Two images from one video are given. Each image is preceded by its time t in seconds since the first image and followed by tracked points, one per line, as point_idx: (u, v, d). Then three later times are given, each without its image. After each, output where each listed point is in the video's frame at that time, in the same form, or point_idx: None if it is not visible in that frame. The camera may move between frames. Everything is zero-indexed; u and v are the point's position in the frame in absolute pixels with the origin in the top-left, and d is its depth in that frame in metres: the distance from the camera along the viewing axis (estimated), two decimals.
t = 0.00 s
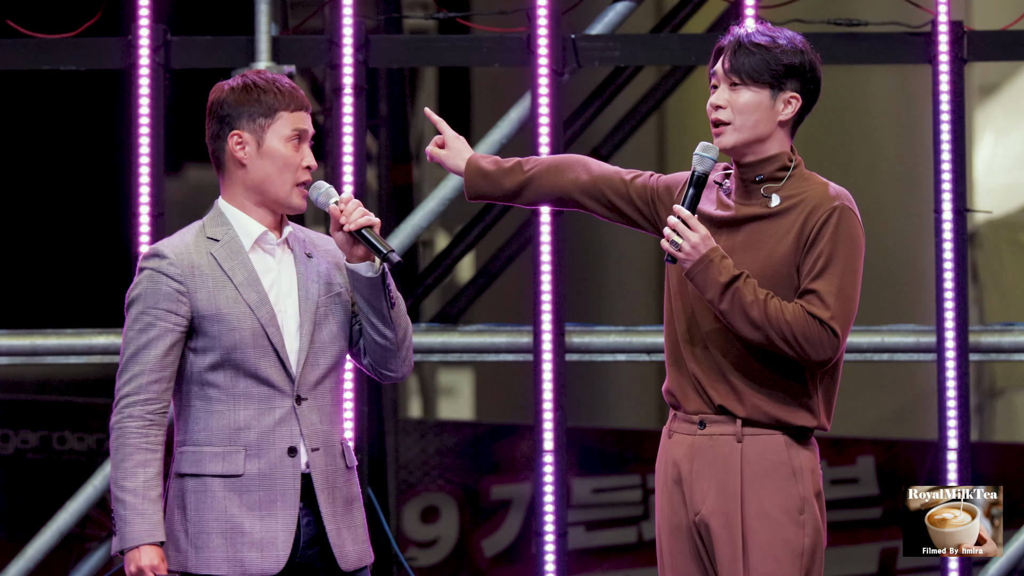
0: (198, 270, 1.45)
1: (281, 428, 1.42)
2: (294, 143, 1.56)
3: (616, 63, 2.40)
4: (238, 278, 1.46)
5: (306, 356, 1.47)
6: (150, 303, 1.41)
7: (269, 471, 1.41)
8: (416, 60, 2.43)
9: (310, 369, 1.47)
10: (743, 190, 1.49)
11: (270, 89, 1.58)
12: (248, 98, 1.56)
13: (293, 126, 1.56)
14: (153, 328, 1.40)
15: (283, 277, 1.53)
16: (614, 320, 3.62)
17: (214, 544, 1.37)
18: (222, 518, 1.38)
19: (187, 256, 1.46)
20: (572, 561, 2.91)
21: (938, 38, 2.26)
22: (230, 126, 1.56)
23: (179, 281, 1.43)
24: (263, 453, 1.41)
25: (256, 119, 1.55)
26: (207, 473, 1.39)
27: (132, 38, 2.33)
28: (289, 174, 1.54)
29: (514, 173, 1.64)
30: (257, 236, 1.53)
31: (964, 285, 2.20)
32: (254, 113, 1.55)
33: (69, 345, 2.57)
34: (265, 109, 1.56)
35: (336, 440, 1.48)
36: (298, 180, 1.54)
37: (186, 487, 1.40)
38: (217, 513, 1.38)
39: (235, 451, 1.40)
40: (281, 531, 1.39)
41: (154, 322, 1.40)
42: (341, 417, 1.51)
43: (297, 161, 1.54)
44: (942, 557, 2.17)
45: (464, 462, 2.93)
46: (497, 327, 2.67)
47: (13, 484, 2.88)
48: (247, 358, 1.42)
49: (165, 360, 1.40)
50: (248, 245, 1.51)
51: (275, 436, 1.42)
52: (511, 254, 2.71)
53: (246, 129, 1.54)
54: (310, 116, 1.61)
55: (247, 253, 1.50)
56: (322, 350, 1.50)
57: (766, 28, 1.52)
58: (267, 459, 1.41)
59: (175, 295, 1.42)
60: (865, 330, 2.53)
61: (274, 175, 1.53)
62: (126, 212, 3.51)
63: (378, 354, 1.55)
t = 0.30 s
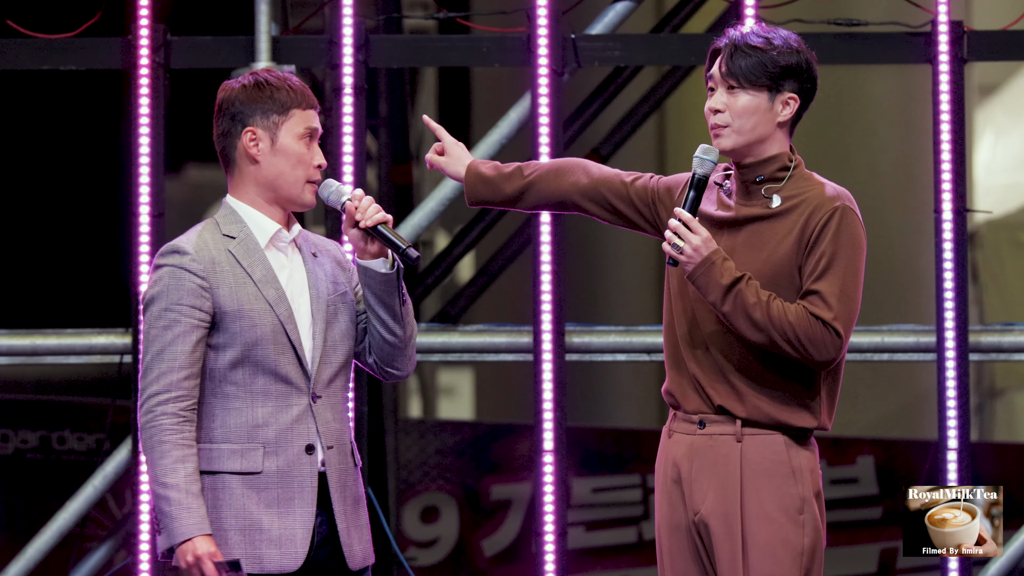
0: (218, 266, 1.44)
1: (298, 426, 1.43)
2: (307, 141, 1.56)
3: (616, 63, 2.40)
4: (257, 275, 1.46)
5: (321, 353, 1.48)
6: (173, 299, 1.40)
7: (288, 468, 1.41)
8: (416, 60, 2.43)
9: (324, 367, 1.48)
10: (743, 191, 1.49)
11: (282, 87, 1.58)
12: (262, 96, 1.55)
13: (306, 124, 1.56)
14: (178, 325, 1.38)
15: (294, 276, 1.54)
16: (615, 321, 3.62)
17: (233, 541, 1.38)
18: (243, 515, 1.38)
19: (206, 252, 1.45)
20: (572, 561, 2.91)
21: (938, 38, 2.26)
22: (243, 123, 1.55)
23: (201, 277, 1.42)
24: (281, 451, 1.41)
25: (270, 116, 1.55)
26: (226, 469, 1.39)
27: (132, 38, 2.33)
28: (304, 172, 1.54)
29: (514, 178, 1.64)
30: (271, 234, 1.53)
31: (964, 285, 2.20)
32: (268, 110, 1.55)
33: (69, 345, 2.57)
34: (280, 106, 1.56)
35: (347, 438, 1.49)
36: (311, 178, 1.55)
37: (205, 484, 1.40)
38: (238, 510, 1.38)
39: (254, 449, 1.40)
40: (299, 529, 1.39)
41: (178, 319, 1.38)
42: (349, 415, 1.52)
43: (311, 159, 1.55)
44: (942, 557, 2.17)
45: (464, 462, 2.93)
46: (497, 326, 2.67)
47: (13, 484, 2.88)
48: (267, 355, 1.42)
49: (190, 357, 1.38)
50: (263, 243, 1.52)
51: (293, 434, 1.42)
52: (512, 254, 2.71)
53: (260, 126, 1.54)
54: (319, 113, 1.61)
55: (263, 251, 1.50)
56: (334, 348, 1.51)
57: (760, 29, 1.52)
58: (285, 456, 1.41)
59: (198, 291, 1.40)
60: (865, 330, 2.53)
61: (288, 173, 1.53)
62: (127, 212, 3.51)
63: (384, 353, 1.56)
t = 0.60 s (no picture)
0: (241, 262, 1.45)
1: (320, 423, 1.43)
2: (329, 139, 1.55)
3: (615, 63, 2.40)
4: (280, 271, 1.46)
5: (344, 351, 1.47)
6: (197, 295, 1.40)
7: (309, 465, 1.41)
8: (415, 60, 2.43)
9: (347, 365, 1.47)
10: (739, 188, 1.49)
11: (305, 85, 1.57)
12: (284, 94, 1.55)
13: (328, 122, 1.55)
14: (201, 321, 1.39)
15: (318, 275, 1.53)
16: (614, 321, 3.62)
17: (255, 537, 1.39)
18: (264, 511, 1.39)
19: (229, 249, 1.45)
20: (572, 560, 2.91)
21: (938, 38, 2.25)
22: (265, 121, 1.55)
23: (224, 273, 1.42)
24: (302, 448, 1.41)
25: (292, 114, 1.54)
26: (247, 465, 1.40)
27: (132, 38, 2.33)
28: (326, 169, 1.54)
29: (515, 178, 1.64)
30: (294, 232, 1.53)
31: (964, 285, 2.20)
32: (290, 108, 1.54)
33: (68, 345, 2.57)
34: (301, 104, 1.55)
35: (369, 437, 1.49)
36: (334, 175, 1.55)
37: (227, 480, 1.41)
38: (259, 507, 1.39)
39: (275, 445, 1.40)
40: (319, 526, 1.40)
41: (202, 315, 1.39)
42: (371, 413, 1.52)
43: (333, 158, 1.54)
44: (941, 557, 2.17)
45: (464, 461, 2.93)
46: (497, 326, 2.67)
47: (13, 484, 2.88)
48: (290, 352, 1.43)
49: (214, 354, 1.38)
50: (286, 241, 1.51)
51: (314, 431, 1.42)
52: (511, 254, 2.70)
53: (281, 124, 1.53)
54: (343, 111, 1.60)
55: (286, 248, 1.50)
56: (357, 346, 1.50)
57: (762, 29, 1.52)
58: (306, 454, 1.41)
59: (221, 287, 1.41)
60: (864, 330, 2.53)
61: (309, 171, 1.53)
62: (127, 212, 3.51)
63: (405, 353, 1.56)
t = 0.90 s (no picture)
0: (263, 262, 1.45)
1: (341, 423, 1.43)
2: (353, 139, 1.55)
3: (615, 63, 2.40)
4: (302, 271, 1.46)
5: (366, 351, 1.47)
6: (217, 294, 1.41)
7: (329, 465, 1.41)
8: (415, 60, 2.43)
9: (369, 365, 1.47)
10: (738, 188, 1.48)
11: (330, 86, 1.58)
12: (309, 95, 1.56)
13: (352, 123, 1.56)
14: (221, 320, 1.40)
15: (343, 275, 1.53)
16: (614, 321, 3.62)
17: (271, 536, 1.39)
18: (282, 511, 1.39)
19: (251, 248, 1.46)
20: (572, 560, 2.91)
21: (938, 38, 2.25)
22: (290, 122, 1.56)
23: (244, 273, 1.43)
24: (323, 448, 1.42)
25: (316, 115, 1.55)
26: (267, 464, 1.40)
27: (132, 38, 2.33)
28: (348, 170, 1.54)
29: (528, 186, 1.65)
30: (318, 232, 1.53)
31: (964, 285, 2.20)
32: (314, 109, 1.55)
33: (68, 345, 2.57)
34: (325, 105, 1.56)
35: (392, 438, 1.48)
36: (358, 176, 1.55)
37: (246, 479, 1.41)
38: (277, 506, 1.39)
39: (295, 445, 1.41)
40: (337, 526, 1.40)
41: (222, 314, 1.40)
42: (395, 414, 1.51)
43: (357, 158, 1.54)
44: (941, 557, 2.17)
45: (464, 461, 2.93)
46: (497, 326, 2.67)
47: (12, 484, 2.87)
48: (310, 352, 1.43)
49: (233, 353, 1.39)
50: (310, 241, 1.52)
51: (335, 431, 1.42)
52: (511, 254, 2.69)
53: (305, 125, 1.55)
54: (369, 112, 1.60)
55: (310, 248, 1.50)
56: (381, 347, 1.50)
57: (751, 28, 1.50)
58: (326, 454, 1.41)
59: (242, 287, 1.42)
60: (864, 330, 2.53)
61: (333, 171, 1.53)
62: (127, 212, 3.51)
63: (432, 353, 1.55)
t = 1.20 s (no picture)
0: (277, 264, 1.46)
1: (352, 425, 1.43)
2: (369, 142, 1.55)
3: (615, 63, 2.40)
4: (316, 274, 1.47)
5: (380, 353, 1.47)
6: (229, 295, 1.42)
7: (340, 467, 1.41)
8: (415, 60, 2.43)
9: (383, 368, 1.47)
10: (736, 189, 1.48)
11: (347, 88, 1.58)
12: (325, 98, 1.57)
13: (369, 126, 1.56)
14: (233, 321, 1.41)
15: (359, 278, 1.53)
16: (615, 321, 3.63)
17: (279, 536, 1.39)
18: (290, 511, 1.39)
19: (266, 250, 1.47)
20: (572, 560, 2.91)
21: (938, 38, 2.25)
22: (307, 124, 1.57)
23: (257, 274, 1.44)
24: (333, 449, 1.41)
25: (332, 117, 1.56)
26: (277, 465, 1.40)
27: (132, 39, 2.33)
28: (362, 172, 1.54)
29: (542, 193, 1.67)
30: (333, 234, 1.53)
31: (964, 285, 2.20)
32: (330, 112, 1.56)
33: (69, 345, 2.57)
34: (341, 108, 1.56)
35: (405, 441, 1.47)
36: (374, 178, 1.54)
37: (256, 480, 1.41)
38: (285, 506, 1.39)
39: (306, 446, 1.41)
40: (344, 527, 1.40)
41: (234, 315, 1.41)
42: (410, 418, 1.50)
43: (372, 161, 1.54)
44: (942, 557, 2.17)
45: (464, 461, 2.93)
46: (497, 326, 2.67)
47: (13, 484, 2.88)
48: (322, 354, 1.43)
49: (244, 354, 1.40)
50: (326, 243, 1.52)
51: (346, 433, 1.42)
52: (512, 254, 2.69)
53: (321, 127, 1.56)
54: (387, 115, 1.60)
55: (326, 250, 1.51)
56: (395, 350, 1.49)
57: (749, 28, 1.50)
58: (336, 455, 1.41)
59: (253, 288, 1.43)
60: (865, 330, 2.52)
61: (348, 174, 1.53)
62: (127, 212, 3.52)
63: (449, 356, 1.55)
